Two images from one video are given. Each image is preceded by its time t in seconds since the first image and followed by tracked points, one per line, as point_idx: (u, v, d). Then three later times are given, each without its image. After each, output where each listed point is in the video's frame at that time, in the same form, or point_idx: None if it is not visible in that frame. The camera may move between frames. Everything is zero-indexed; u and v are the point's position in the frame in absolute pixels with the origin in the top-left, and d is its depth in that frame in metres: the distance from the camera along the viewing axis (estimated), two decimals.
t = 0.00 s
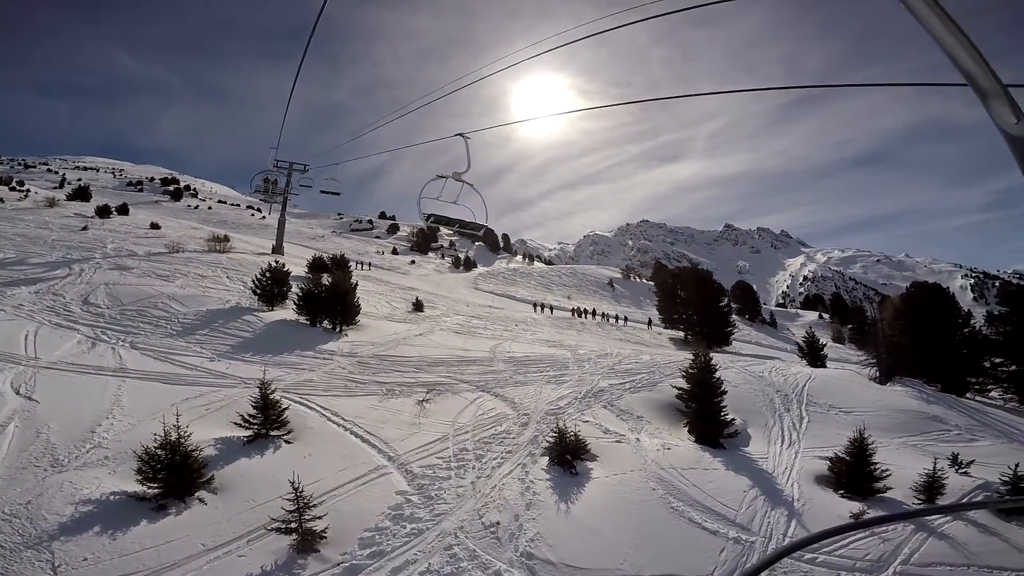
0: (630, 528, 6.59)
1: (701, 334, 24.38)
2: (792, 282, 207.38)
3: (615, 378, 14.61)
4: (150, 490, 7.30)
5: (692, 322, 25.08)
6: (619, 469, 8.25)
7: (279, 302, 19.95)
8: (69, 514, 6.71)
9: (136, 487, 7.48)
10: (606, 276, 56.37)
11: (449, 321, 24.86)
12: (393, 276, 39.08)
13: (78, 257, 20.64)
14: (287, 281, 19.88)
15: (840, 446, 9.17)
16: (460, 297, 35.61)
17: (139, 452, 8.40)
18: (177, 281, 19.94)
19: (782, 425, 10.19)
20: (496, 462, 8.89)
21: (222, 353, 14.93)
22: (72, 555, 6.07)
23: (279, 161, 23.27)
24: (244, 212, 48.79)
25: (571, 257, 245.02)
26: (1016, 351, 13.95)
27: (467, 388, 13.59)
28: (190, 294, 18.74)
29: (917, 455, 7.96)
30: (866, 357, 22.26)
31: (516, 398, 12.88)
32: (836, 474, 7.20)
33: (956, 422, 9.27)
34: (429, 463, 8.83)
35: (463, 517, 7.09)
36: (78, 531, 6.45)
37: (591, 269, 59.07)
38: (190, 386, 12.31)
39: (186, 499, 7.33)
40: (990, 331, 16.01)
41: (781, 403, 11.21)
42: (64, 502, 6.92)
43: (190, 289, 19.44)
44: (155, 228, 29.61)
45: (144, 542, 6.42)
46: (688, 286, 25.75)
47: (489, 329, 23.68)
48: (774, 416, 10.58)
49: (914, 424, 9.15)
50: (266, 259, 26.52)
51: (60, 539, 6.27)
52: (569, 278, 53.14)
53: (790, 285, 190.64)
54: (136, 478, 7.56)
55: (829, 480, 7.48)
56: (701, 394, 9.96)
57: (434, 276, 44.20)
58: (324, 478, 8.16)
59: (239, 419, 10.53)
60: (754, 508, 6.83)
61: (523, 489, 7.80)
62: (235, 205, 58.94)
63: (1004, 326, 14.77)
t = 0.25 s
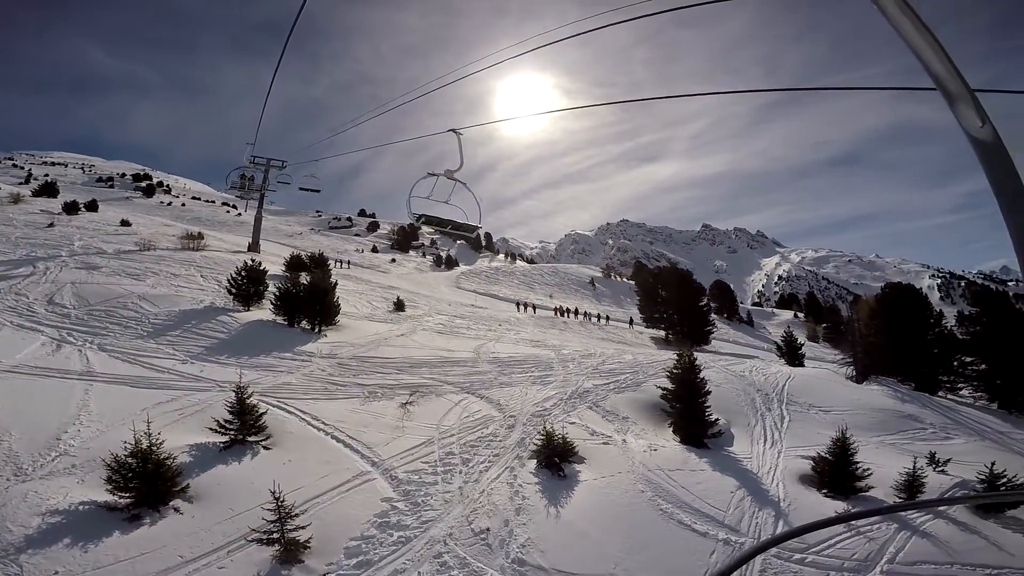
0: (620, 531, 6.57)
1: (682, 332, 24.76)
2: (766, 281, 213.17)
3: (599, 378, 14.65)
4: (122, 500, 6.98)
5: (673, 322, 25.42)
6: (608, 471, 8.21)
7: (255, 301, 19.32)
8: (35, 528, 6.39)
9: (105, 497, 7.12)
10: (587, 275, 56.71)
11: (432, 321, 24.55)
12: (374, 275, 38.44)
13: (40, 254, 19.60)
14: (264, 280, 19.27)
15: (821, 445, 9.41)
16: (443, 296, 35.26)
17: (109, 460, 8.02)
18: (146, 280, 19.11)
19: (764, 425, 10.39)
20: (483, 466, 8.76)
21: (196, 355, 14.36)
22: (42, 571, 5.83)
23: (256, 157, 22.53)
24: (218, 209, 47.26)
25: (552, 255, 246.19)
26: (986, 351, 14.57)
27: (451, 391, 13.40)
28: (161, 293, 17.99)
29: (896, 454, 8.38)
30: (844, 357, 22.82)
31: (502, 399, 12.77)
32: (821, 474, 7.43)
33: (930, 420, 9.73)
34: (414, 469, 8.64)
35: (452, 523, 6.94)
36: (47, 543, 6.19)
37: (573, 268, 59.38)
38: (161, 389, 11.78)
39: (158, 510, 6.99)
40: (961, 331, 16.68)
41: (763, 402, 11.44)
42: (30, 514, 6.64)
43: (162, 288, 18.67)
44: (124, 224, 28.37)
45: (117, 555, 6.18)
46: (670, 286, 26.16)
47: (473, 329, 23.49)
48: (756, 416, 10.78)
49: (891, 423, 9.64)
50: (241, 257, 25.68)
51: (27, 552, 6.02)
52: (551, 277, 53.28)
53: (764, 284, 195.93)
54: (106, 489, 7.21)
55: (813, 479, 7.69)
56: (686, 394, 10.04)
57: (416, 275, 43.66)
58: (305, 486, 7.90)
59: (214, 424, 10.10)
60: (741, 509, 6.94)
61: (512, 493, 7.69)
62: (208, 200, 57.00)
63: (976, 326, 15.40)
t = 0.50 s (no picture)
0: (617, 534, 6.56)
1: (671, 332, 24.98)
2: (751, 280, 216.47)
3: (591, 379, 14.68)
4: (106, 508, 6.76)
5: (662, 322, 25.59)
6: (603, 473, 8.20)
7: (241, 301, 18.93)
8: (14, 538, 6.15)
9: (88, 505, 6.89)
10: (577, 275, 56.92)
11: (422, 321, 24.33)
12: (363, 274, 38.06)
13: (16, 253, 18.96)
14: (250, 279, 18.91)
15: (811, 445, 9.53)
16: (432, 296, 35.05)
17: (90, 467, 7.76)
18: (128, 279, 18.60)
19: (755, 425, 10.49)
20: (477, 470, 8.69)
21: (180, 357, 13.99)
22: None
23: (242, 155, 22.12)
24: (202, 206, 46.31)
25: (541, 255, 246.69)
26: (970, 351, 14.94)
27: (442, 392, 13.29)
28: (144, 293, 17.53)
29: (886, 453, 8.64)
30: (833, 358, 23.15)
31: (494, 401, 12.70)
32: (813, 475, 7.57)
33: (918, 420, 9.98)
34: (407, 473, 8.52)
35: (447, 529, 6.85)
36: (27, 553, 5.96)
37: (563, 267, 59.52)
38: (144, 393, 11.47)
39: (144, 518, 6.78)
40: (947, 332, 17.08)
41: (754, 402, 11.57)
42: (7, 523, 6.38)
43: (144, 288, 18.18)
44: (105, 222, 27.62)
45: (102, 565, 5.98)
46: (659, 286, 26.40)
47: (463, 329, 23.37)
48: (747, 416, 10.89)
49: (882, 422, 9.92)
50: (227, 256, 25.15)
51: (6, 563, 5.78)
52: (541, 276, 53.34)
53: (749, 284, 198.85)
54: (89, 496, 6.97)
55: (805, 480, 7.82)
56: (679, 395, 10.09)
57: (405, 275, 43.34)
58: (296, 492, 7.73)
59: (200, 428, 9.86)
60: (737, 510, 7.01)
61: (507, 497, 7.62)
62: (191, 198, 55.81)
63: (961, 327, 15.82)
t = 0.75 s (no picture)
0: (616, 537, 6.54)
1: (659, 330, 25.19)
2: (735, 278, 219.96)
3: (584, 379, 14.69)
4: (88, 520, 6.49)
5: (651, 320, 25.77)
6: (599, 475, 8.18)
7: (224, 303, 18.47)
8: None
9: (70, 517, 6.62)
10: (565, 274, 57.05)
11: (411, 322, 24.05)
12: (349, 274, 37.55)
13: None
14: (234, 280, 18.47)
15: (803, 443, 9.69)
16: (420, 296, 34.75)
17: (70, 478, 7.46)
18: (106, 281, 18.00)
19: (748, 424, 10.61)
20: (472, 474, 8.60)
21: (162, 361, 13.57)
22: None
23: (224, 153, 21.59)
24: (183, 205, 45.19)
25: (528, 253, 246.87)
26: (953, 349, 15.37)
27: (434, 395, 13.15)
28: (124, 295, 16.98)
29: (876, 451, 8.90)
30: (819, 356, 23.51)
31: (487, 403, 12.61)
32: (808, 475, 7.76)
33: (905, 418, 10.34)
34: (401, 479, 8.38)
35: (445, 536, 6.74)
36: (7, 568, 5.69)
37: (551, 266, 59.59)
38: (125, 399, 11.08)
39: (130, 529, 6.54)
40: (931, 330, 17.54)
41: (745, 401, 11.72)
42: None
43: (124, 289, 17.61)
44: (82, 222, 26.76)
45: None
46: (648, 284, 26.62)
47: (453, 330, 23.19)
48: (739, 415, 11.01)
49: (871, 419, 10.28)
50: (210, 257, 24.54)
51: None
52: (529, 275, 53.33)
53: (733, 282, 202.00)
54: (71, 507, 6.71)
55: (800, 479, 8.00)
56: (672, 395, 10.12)
57: (392, 274, 42.89)
58: (288, 500, 7.54)
59: (185, 435, 9.57)
60: (735, 511, 7.09)
61: (504, 502, 7.54)
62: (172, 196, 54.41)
63: (943, 325, 16.28)
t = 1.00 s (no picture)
0: (617, 541, 6.52)
1: (652, 330, 25.32)
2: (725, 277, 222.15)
3: (580, 380, 14.67)
4: (78, 529, 6.31)
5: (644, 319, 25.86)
6: (599, 478, 8.15)
7: (214, 304, 18.15)
8: None
9: (58, 526, 6.42)
10: (558, 273, 57.10)
11: (405, 323, 23.87)
12: (341, 274, 37.20)
13: None
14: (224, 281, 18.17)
15: (799, 443, 9.77)
16: (413, 296, 34.54)
17: (57, 486, 7.25)
18: (92, 282, 17.61)
19: (744, 424, 10.66)
20: (471, 478, 8.53)
21: (151, 364, 13.28)
22: None
23: (213, 152, 21.24)
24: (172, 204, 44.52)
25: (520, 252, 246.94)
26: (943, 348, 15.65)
27: (429, 397, 13.03)
28: (111, 296, 16.62)
29: (871, 450, 9.05)
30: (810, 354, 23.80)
31: (483, 405, 12.53)
32: (805, 475, 7.82)
33: (899, 416, 10.51)
34: (398, 484, 8.26)
35: (445, 542, 6.65)
36: None
37: (543, 265, 59.61)
38: (114, 403, 10.84)
39: (121, 538, 6.37)
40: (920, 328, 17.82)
41: (741, 401, 11.78)
42: None
43: (110, 290, 17.23)
44: (69, 221, 26.24)
45: None
46: (641, 284, 26.72)
47: (448, 330, 23.06)
48: (735, 415, 11.06)
49: (865, 418, 10.43)
50: (199, 257, 24.14)
51: None
52: (522, 274, 53.30)
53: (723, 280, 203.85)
54: (59, 515, 6.52)
55: (798, 479, 8.06)
56: (670, 397, 10.12)
57: (385, 274, 42.60)
58: (283, 507, 7.40)
59: (176, 440, 9.36)
60: (736, 513, 7.13)
61: (504, 507, 7.45)
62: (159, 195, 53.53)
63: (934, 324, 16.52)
